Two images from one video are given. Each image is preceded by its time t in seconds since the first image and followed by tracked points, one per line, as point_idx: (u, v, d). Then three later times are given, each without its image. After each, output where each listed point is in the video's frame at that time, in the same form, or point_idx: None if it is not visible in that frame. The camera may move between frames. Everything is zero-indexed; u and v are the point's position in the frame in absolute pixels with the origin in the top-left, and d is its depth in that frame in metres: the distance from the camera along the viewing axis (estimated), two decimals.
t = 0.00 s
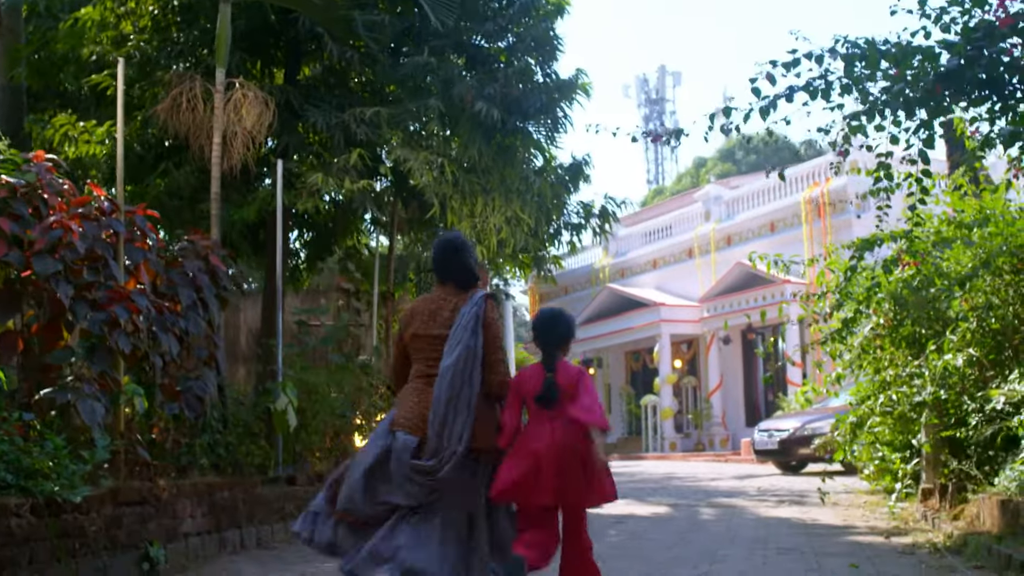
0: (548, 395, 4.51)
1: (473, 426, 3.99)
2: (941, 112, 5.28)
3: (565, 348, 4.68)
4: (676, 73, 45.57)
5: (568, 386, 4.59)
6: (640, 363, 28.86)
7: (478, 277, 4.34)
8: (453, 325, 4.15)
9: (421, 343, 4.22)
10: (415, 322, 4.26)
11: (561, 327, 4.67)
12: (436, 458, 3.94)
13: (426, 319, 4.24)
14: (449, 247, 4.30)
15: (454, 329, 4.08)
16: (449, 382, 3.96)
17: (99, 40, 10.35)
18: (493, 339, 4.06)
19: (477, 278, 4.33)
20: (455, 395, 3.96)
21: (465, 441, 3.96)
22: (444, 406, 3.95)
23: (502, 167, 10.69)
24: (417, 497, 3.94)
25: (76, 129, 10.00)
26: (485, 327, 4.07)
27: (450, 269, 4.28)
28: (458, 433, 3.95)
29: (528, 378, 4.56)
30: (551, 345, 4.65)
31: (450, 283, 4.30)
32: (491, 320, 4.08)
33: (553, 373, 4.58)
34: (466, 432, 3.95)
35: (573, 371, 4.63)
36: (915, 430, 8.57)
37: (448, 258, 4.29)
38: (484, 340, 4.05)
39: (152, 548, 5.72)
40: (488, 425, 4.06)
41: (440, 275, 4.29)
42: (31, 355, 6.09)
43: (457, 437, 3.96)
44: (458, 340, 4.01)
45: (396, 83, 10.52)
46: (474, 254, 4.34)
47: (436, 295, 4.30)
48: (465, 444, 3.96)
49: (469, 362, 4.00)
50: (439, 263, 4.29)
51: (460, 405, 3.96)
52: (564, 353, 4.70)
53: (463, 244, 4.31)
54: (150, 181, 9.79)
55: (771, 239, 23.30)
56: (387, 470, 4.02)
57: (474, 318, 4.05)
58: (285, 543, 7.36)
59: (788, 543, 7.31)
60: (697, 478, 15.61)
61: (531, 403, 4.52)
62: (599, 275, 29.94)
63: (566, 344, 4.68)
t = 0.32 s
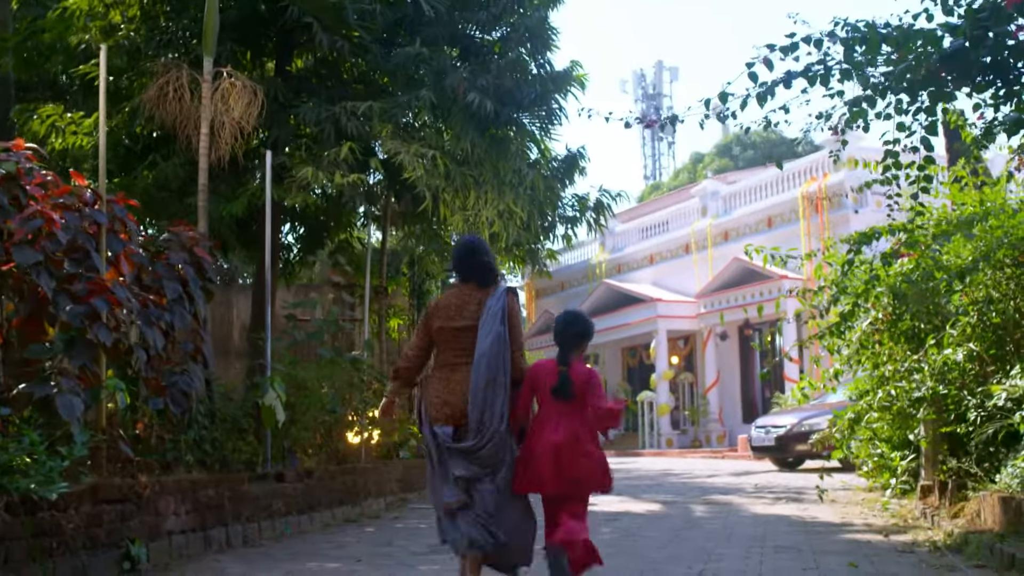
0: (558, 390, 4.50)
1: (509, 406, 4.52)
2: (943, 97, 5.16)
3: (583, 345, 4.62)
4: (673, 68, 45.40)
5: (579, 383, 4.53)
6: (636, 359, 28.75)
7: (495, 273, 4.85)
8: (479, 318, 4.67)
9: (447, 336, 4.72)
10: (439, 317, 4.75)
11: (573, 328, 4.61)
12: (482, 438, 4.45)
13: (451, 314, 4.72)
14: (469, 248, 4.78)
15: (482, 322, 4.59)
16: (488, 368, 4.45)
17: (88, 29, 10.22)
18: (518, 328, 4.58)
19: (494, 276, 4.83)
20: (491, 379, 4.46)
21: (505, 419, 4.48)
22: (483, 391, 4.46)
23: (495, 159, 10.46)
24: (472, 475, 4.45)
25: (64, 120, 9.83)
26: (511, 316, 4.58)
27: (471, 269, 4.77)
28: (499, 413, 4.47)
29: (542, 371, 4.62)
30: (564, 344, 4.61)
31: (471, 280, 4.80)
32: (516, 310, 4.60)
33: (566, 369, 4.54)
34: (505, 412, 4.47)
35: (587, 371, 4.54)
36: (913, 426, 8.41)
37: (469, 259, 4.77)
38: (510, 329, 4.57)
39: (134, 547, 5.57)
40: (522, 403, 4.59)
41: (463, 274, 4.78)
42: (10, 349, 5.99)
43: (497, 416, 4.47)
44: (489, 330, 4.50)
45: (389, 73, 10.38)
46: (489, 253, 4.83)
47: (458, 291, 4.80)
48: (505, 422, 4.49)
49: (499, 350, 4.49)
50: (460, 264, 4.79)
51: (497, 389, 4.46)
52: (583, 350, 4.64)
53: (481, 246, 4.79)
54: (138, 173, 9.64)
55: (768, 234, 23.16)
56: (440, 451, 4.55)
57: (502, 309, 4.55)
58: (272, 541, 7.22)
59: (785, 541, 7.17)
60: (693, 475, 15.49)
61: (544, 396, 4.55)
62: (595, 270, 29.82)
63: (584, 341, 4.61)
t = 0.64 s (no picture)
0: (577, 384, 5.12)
1: (508, 404, 4.77)
2: (946, 83, 5.03)
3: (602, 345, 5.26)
4: (673, 65, 45.24)
5: (597, 377, 5.13)
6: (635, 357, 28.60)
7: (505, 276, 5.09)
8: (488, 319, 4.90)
9: (460, 336, 4.95)
10: (453, 317, 4.97)
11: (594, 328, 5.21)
12: (478, 433, 4.69)
13: (460, 316, 4.95)
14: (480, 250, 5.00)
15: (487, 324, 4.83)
16: (489, 365, 4.73)
17: (78, 19, 10.04)
18: (521, 327, 4.83)
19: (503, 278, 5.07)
20: (493, 377, 4.74)
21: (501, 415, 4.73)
22: (483, 389, 4.73)
23: (490, 153, 10.30)
24: (467, 466, 4.72)
25: (52, 113, 9.65)
26: (516, 319, 4.83)
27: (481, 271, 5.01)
28: (495, 410, 4.72)
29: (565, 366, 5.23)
30: (586, 343, 5.21)
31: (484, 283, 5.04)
32: (522, 313, 4.84)
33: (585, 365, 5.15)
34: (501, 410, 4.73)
35: (602, 366, 5.15)
36: (915, 424, 8.28)
37: (481, 261, 4.99)
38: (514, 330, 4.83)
39: (116, 548, 5.41)
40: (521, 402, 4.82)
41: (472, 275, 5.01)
42: None
43: (495, 414, 4.73)
44: (493, 331, 4.77)
45: (383, 67, 10.22)
46: (498, 256, 5.05)
47: (471, 292, 5.02)
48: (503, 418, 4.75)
49: (501, 350, 4.76)
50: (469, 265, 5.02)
51: (496, 386, 4.74)
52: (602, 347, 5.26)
53: (490, 250, 5.01)
54: (127, 166, 9.46)
55: (768, 231, 23.00)
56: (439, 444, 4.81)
57: (507, 311, 4.81)
58: (261, 540, 7.07)
59: (785, 542, 7.01)
60: (693, 473, 15.34)
61: (567, 391, 5.18)
62: (594, 268, 29.65)
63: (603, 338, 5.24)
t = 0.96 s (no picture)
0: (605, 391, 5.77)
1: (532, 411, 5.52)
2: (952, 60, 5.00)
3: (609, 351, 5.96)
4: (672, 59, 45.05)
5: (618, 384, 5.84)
6: (634, 352, 28.45)
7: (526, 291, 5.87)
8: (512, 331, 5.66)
9: (485, 344, 5.76)
10: (481, 326, 5.78)
11: (607, 336, 5.90)
12: (506, 438, 5.42)
13: (489, 326, 5.75)
14: (506, 265, 5.81)
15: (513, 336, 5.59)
16: (516, 376, 5.46)
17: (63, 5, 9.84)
18: (543, 340, 5.55)
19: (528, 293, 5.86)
20: (518, 387, 5.48)
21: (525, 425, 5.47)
22: (511, 398, 5.46)
23: (486, 143, 10.10)
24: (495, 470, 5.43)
25: (37, 101, 9.46)
26: (538, 331, 5.56)
27: (509, 285, 5.80)
28: (521, 418, 5.46)
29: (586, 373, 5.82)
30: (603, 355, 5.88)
31: (508, 296, 5.84)
32: (543, 326, 5.58)
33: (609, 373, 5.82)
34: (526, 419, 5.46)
35: (623, 374, 5.88)
36: (917, 418, 8.14)
37: (508, 274, 5.80)
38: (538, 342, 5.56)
39: (95, 545, 5.25)
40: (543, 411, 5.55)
41: (501, 289, 5.81)
42: None
43: (519, 420, 5.46)
44: (517, 344, 5.49)
45: (376, 56, 10.07)
46: (524, 269, 5.87)
47: (498, 305, 5.83)
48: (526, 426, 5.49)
49: (525, 361, 5.47)
50: (501, 281, 5.81)
51: (522, 396, 5.47)
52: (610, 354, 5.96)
53: (517, 267, 5.81)
54: (113, 157, 9.33)
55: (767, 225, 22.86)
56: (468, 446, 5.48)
57: (530, 326, 5.54)
58: (249, 537, 6.92)
59: (784, 538, 6.85)
60: (691, 467, 15.19)
61: (590, 396, 5.81)
62: (592, 262, 29.49)
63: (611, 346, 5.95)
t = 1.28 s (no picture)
0: (614, 371, 6.08)
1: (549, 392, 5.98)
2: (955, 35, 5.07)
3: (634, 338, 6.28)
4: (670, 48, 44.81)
5: (632, 365, 6.09)
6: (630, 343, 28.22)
7: (540, 286, 6.32)
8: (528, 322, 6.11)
9: (502, 335, 6.20)
10: (498, 318, 6.22)
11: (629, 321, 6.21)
12: (523, 417, 5.90)
13: (506, 318, 6.20)
14: (521, 262, 6.27)
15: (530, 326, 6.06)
16: (534, 361, 5.94)
17: None
18: (560, 328, 6.02)
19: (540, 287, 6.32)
20: (536, 370, 5.94)
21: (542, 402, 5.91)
22: (529, 381, 5.94)
23: (478, 128, 9.91)
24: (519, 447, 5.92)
25: (17, 85, 9.29)
26: (554, 320, 6.03)
27: (524, 279, 6.26)
28: (537, 397, 5.91)
29: (604, 354, 6.19)
30: (624, 339, 6.17)
31: (523, 291, 6.28)
32: (557, 316, 6.04)
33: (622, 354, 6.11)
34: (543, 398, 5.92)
35: (638, 357, 6.09)
36: (917, 407, 7.97)
37: (522, 270, 6.26)
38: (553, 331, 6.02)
39: (70, 538, 5.17)
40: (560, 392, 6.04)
41: (516, 283, 6.26)
42: None
43: (536, 399, 5.92)
44: (535, 332, 5.96)
45: (368, 41, 9.96)
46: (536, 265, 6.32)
47: (513, 299, 6.27)
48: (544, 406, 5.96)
49: (543, 348, 5.95)
50: (516, 276, 6.26)
51: (539, 377, 5.94)
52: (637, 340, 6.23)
53: (530, 263, 6.27)
54: (96, 142, 9.19)
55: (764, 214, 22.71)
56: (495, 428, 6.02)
57: (546, 315, 6.00)
58: (233, 529, 6.77)
59: (781, 530, 6.70)
60: (687, 457, 15.05)
61: (603, 374, 6.15)
62: (589, 251, 29.31)
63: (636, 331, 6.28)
